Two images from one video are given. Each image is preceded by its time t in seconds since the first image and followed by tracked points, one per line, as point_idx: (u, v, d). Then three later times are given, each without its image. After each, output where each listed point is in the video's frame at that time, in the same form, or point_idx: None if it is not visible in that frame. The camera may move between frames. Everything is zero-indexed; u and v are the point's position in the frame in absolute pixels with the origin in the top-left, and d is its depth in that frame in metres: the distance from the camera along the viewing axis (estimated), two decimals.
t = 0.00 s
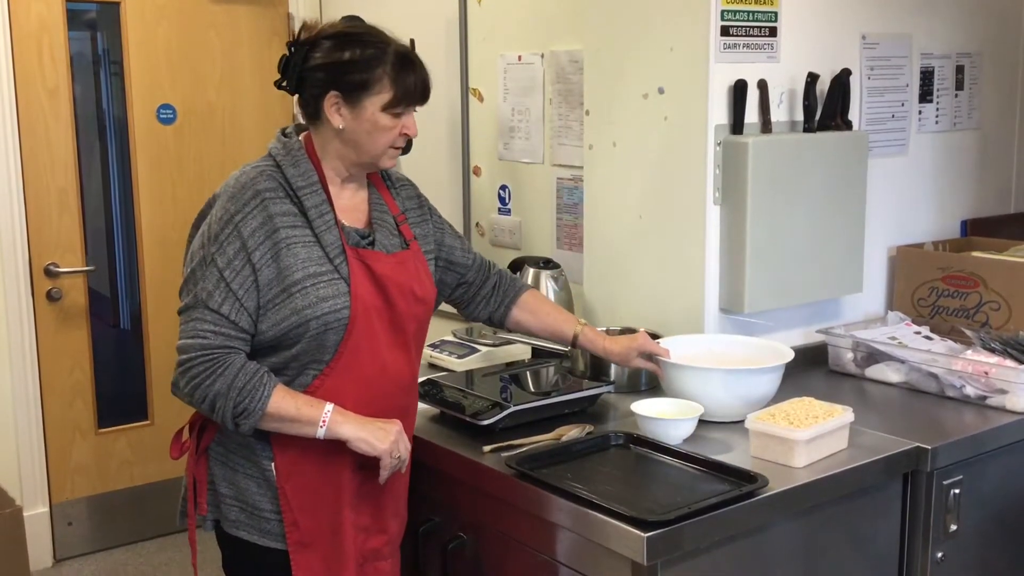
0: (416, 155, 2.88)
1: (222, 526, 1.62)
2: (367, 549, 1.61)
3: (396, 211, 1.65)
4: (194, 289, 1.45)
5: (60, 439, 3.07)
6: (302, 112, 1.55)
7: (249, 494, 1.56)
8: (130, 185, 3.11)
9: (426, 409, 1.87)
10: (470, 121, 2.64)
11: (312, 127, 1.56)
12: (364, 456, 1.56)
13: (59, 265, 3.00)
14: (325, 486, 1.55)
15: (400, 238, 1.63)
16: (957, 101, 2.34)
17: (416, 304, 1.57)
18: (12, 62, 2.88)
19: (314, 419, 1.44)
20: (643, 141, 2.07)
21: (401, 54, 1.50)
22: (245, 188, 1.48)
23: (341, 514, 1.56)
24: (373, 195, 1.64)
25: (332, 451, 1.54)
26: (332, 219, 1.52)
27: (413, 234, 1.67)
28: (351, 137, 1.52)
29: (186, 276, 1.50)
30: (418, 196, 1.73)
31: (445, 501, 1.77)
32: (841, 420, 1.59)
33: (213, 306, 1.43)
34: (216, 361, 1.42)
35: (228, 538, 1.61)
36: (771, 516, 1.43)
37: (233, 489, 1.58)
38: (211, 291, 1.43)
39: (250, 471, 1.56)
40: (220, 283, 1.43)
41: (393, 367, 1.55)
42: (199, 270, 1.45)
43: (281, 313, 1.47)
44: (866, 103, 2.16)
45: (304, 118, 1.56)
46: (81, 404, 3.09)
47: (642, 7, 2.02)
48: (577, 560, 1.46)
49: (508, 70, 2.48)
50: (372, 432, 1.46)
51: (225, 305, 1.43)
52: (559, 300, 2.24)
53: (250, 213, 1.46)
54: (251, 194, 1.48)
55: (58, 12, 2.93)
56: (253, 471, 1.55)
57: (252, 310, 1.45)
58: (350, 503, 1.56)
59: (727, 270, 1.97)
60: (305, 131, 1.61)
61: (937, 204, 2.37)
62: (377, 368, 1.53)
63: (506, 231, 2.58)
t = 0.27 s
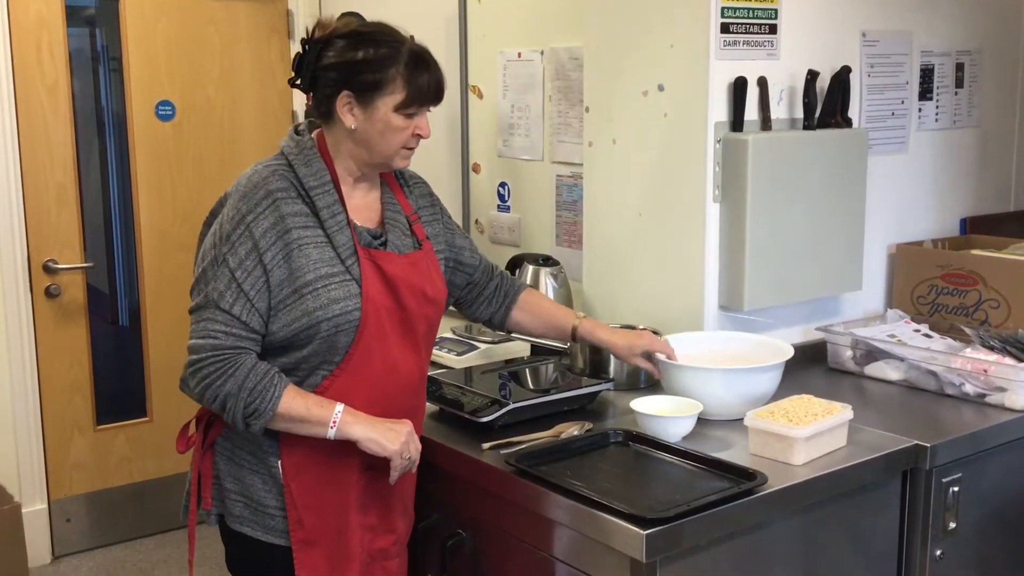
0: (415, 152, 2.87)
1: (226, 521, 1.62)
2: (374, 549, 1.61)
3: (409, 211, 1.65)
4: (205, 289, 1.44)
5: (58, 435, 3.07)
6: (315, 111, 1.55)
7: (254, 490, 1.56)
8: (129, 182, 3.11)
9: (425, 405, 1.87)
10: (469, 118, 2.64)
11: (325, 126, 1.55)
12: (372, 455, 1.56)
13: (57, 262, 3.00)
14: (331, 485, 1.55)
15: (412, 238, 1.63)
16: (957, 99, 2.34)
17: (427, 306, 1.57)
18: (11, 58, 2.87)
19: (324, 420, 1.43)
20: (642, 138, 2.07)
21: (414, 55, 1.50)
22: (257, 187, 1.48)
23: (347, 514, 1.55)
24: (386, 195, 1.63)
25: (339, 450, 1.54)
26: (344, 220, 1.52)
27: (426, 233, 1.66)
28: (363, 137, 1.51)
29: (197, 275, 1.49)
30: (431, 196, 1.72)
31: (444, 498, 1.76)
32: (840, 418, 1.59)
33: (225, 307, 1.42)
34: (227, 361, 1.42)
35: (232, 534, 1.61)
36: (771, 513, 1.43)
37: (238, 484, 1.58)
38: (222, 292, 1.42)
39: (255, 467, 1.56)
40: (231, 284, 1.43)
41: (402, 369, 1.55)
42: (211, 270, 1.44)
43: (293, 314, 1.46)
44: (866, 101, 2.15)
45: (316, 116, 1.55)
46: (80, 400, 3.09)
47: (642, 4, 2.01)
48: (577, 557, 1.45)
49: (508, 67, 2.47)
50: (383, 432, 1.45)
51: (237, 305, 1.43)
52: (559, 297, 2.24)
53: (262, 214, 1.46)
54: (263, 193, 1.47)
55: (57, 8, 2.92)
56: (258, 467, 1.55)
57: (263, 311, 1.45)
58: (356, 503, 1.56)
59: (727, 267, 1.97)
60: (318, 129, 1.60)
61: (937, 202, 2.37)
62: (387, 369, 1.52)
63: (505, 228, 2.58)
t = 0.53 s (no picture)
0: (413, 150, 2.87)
1: (226, 517, 1.62)
2: (374, 549, 1.61)
3: (418, 213, 1.64)
4: (212, 286, 1.44)
5: (56, 433, 3.07)
6: (327, 110, 1.54)
7: (254, 487, 1.56)
8: (127, 180, 3.11)
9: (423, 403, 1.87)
10: (468, 116, 2.64)
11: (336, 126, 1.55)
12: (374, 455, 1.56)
13: (55, 260, 3.00)
14: (332, 485, 1.55)
15: (420, 239, 1.62)
16: (955, 97, 2.34)
17: (433, 308, 1.57)
18: (8, 56, 2.86)
19: (326, 422, 1.43)
20: (641, 136, 2.07)
21: (428, 58, 1.49)
22: (266, 186, 1.47)
23: (348, 514, 1.56)
24: (395, 196, 1.62)
25: (340, 451, 1.54)
26: (353, 220, 1.51)
27: (435, 235, 1.65)
28: (373, 139, 1.50)
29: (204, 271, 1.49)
30: (442, 196, 1.71)
31: (442, 496, 1.76)
32: (839, 416, 1.59)
33: (232, 305, 1.42)
34: (233, 359, 1.41)
35: (232, 531, 1.60)
36: (769, 511, 1.43)
37: (239, 481, 1.58)
38: (230, 290, 1.42)
39: (256, 463, 1.55)
40: (239, 282, 1.42)
41: (408, 370, 1.55)
42: (218, 267, 1.44)
43: (299, 314, 1.46)
44: (865, 99, 2.15)
45: (329, 116, 1.55)
46: (78, 399, 3.09)
47: (640, 2, 2.01)
48: (575, 556, 1.45)
49: (506, 64, 2.47)
50: (386, 435, 1.45)
51: (244, 304, 1.42)
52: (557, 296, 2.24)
53: (271, 212, 1.45)
54: (273, 192, 1.47)
55: (54, 6, 2.92)
56: (259, 464, 1.55)
57: (270, 310, 1.45)
58: (356, 503, 1.56)
59: (725, 266, 1.97)
60: (329, 128, 1.59)
61: (936, 200, 2.37)
62: (392, 370, 1.52)
63: (503, 226, 2.58)
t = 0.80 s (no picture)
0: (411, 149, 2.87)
1: (223, 515, 1.62)
2: (369, 550, 1.60)
3: (420, 215, 1.62)
4: (212, 281, 1.44)
5: (55, 433, 3.07)
6: (330, 108, 1.54)
7: (251, 486, 1.56)
8: (126, 179, 3.10)
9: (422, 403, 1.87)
10: (466, 115, 2.64)
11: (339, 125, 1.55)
12: (371, 454, 1.56)
13: (54, 260, 3.00)
14: (328, 485, 1.54)
15: (422, 242, 1.61)
16: (953, 96, 2.34)
17: (432, 309, 1.56)
18: (6, 56, 2.86)
19: (327, 416, 1.43)
20: (639, 135, 2.07)
21: (429, 56, 1.48)
22: (266, 182, 1.47)
23: (343, 514, 1.55)
24: (396, 198, 1.61)
25: (337, 451, 1.54)
26: (352, 219, 1.51)
27: (437, 237, 1.64)
28: (372, 135, 1.49)
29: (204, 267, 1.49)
30: (446, 198, 1.69)
31: (440, 496, 1.76)
32: (837, 415, 1.59)
33: (231, 301, 1.42)
34: (232, 355, 1.41)
35: (229, 530, 1.61)
36: (767, 510, 1.43)
37: (236, 479, 1.58)
38: (229, 285, 1.42)
39: (253, 462, 1.56)
40: (238, 277, 1.42)
41: (405, 370, 1.54)
42: (218, 263, 1.44)
43: (298, 311, 1.46)
44: (863, 99, 2.15)
45: (332, 114, 1.54)
46: (77, 398, 3.09)
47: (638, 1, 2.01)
48: (574, 555, 1.45)
49: (504, 64, 2.47)
50: (386, 430, 1.45)
51: (243, 300, 1.42)
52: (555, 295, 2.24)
53: (271, 209, 1.45)
54: (272, 189, 1.47)
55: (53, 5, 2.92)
56: (256, 463, 1.55)
57: (268, 307, 1.44)
58: (353, 503, 1.56)
59: (724, 265, 1.97)
60: (332, 128, 1.59)
61: (934, 199, 2.37)
62: (390, 369, 1.52)
63: (502, 225, 2.58)
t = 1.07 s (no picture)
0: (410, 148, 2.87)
1: (220, 515, 1.62)
2: (363, 549, 1.60)
3: (418, 215, 1.62)
4: (207, 280, 1.44)
5: (54, 433, 3.07)
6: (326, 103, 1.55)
7: (248, 485, 1.56)
8: (124, 179, 3.10)
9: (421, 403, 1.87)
10: (465, 115, 2.64)
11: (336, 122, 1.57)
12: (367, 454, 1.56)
13: (52, 259, 2.99)
14: (325, 484, 1.54)
15: (418, 242, 1.60)
16: (952, 96, 2.34)
17: (428, 308, 1.56)
18: (5, 56, 2.86)
19: (320, 417, 1.42)
20: (637, 135, 2.07)
21: (405, 46, 1.47)
22: (261, 181, 1.47)
23: (340, 514, 1.55)
24: (394, 197, 1.61)
25: (335, 451, 1.54)
26: (348, 218, 1.51)
27: (435, 238, 1.64)
28: (349, 125, 1.50)
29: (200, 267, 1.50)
30: (445, 198, 1.69)
31: (439, 495, 1.76)
32: (836, 415, 1.59)
33: (225, 299, 1.42)
34: (226, 354, 1.41)
35: (226, 529, 1.61)
36: (765, 510, 1.43)
37: (233, 479, 1.58)
38: (223, 284, 1.42)
39: (250, 462, 1.56)
40: (232, 276, 1.42)
41: (400, 369, 1.54)
42: (213, 262, 1.44)
43: (292, 310, 1.46)
44: (861, 98, 2.15)
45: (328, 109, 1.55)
46: (75, 398, 3.09)
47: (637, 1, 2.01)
48: (573, 555, 1.45)
49: (503, 63, 2.47)
50: (378, 432, 1.44)
51: (237, 298, 1.42)
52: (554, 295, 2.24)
53: (265, 208, 1.45)
54: (267, 188, 1.47)
55: (51, 5, 2.91)
56: (253, 462, 1.55)
57: (262, 306, 1.45)
58: (349, 502, 1.56)
59: (722, 265, 1.97)
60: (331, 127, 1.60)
61: (933, 199, 2.37)
62: (385, 368, 1.52)
63: (500, 225, 2.58)
